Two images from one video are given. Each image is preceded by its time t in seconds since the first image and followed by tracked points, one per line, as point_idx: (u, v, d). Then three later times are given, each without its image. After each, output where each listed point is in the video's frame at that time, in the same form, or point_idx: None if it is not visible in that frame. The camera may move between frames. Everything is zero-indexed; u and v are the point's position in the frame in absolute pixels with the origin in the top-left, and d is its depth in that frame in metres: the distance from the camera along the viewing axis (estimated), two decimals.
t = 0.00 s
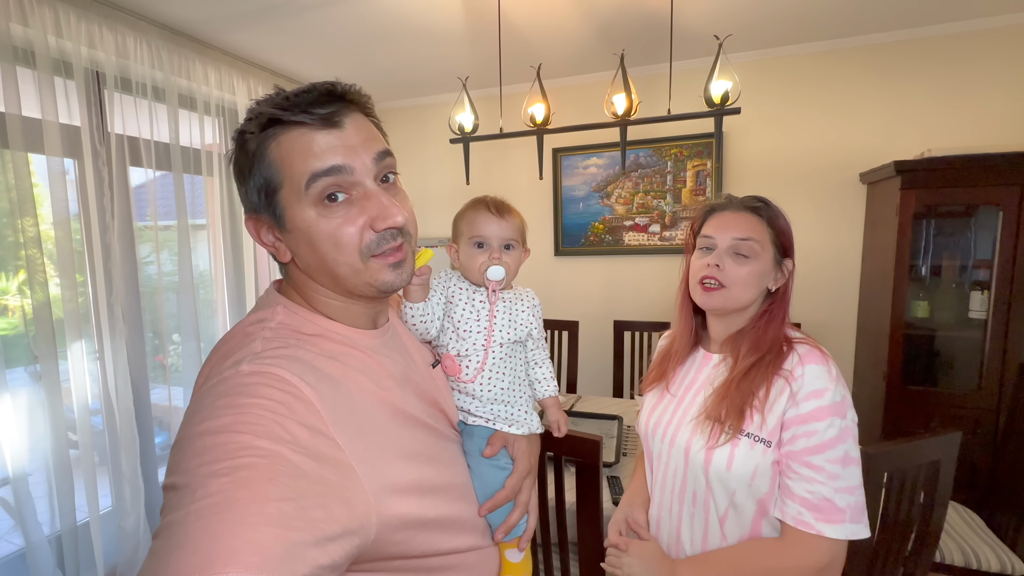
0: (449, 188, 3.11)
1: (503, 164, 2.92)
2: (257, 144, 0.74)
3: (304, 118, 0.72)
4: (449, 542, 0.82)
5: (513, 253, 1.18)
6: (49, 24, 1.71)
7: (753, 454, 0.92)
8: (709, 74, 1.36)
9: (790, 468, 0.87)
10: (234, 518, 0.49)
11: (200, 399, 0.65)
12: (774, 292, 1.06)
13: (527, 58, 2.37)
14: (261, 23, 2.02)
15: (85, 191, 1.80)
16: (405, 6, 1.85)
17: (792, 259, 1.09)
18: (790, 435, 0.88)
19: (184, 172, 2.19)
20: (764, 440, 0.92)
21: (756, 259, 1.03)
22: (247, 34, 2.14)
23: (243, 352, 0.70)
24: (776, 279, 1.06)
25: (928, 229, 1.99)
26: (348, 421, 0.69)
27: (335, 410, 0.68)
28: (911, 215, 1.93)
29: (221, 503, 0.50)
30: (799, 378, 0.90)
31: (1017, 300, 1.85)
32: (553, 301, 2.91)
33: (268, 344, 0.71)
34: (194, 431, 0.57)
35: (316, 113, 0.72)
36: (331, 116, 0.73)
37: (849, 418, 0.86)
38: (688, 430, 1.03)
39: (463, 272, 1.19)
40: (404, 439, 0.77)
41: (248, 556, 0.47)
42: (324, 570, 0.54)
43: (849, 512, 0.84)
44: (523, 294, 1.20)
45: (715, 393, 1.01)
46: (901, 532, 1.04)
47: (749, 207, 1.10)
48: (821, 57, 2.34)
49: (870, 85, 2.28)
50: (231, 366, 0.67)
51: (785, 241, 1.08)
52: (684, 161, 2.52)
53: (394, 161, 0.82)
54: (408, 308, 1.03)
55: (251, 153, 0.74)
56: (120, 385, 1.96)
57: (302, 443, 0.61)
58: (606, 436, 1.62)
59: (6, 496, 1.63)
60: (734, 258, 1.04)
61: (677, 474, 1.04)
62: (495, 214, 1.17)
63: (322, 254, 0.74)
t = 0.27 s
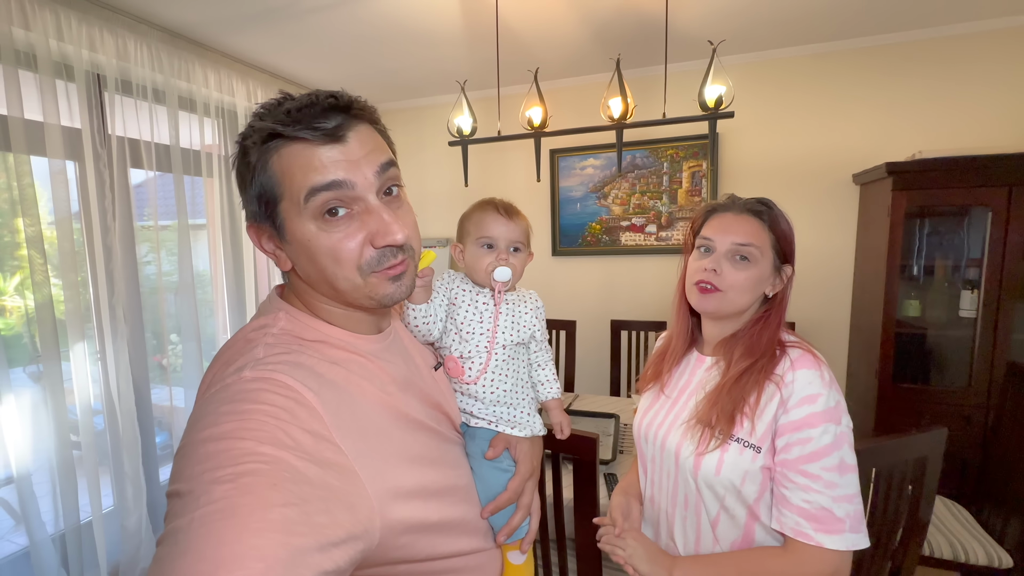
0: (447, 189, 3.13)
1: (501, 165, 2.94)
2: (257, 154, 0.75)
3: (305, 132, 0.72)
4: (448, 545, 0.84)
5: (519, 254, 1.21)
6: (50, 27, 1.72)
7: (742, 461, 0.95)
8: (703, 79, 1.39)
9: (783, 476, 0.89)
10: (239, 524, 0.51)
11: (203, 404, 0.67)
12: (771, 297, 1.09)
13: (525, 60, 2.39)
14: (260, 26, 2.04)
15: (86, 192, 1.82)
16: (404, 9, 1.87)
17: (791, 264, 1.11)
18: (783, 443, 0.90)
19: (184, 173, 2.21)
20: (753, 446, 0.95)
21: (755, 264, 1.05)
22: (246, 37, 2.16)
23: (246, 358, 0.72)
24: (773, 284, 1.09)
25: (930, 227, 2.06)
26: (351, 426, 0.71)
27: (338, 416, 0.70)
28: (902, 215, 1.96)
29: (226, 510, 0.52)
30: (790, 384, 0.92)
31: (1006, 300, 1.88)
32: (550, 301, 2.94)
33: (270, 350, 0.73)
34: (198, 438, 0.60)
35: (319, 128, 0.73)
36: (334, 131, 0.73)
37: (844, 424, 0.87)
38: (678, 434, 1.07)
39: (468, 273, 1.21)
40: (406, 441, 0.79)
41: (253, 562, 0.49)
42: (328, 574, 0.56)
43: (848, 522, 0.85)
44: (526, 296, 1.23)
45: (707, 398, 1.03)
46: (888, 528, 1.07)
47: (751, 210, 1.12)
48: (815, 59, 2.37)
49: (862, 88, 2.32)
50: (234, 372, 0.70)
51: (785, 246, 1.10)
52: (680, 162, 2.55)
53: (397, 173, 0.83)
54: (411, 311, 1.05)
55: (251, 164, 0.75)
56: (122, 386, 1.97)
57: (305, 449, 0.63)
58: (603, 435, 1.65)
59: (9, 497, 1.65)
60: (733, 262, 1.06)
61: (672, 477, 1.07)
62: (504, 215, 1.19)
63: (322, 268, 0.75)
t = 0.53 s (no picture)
0: (446, 189, 3.16)
1: (499, 165, 2.97)
2: (286, 155, 0.74)
3: (341, 143, 0.72)
4: (445, 542, 0.86)
5: (520, 251, 1.24)
6: (55, 30, 1.74)
7: (736, 451, 0.98)
8: (696, 80, 1.42)
9: (777, 468, 0.92)
10: (237, 521, 0.53)
11: (204, 398, 0.69)
12: (759, 292, 1.12)
13: (522, 62, 2.42)
14: (261, 28, 2.07)
15: (90, 192, 1.85)
16: (403, 11, 1.89)
17: (779, 259, 1.14)
18: (776, 435, 0.93)
19: (186, 173, 2.24)
20: (746, 438, 0.97)
21: (740, 260, 1.09)
22: (247, 39, 2.19)
23: (246, 353, 0.74)
24: (761, 279, 1.12)
25: (921, 228, 2.08)
26: (350, 422, 0.73)
27: (338, 412, 0.73)
28: (893, 213, 2.00)
29: (223, 507, 0.53)
30: (781, 378, 0.96)
31: (994, 297, 1.92)
32: (548, 300, 2.97)
33: (270, 345, 0.76)
34: (197, 433, 0.62)
35: (358, 143, 0.73)
36: (373, 148, 0.73)
37: (832, 416, 0.91)
38: (673, 426, 1.09)
39: (467, 268, 1.24)
40: (404, 438, 0.81)
41: (249, 560, 0.51)
42: (326, 571, 0.58)
43: (838, 508, 0.89)
44: (524, 291, 1.26)
45: (701, 392, 1.05)
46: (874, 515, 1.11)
47: (736, 207, 1.15)
48: (808, 60, 2.41)
49: (854, 89, 2.35)
50: (234, 366, 0.72)
51: (772, 243, 1.13)
52: (676, 162, 2.58)
53: (425, 191, 0.83)
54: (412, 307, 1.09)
55: (281, 161, 0.75)
56: (126, 384, 2.00)
57: (303, 445, 0.65)
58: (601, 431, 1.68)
59: (14, 494, 1.67)
60: (719, 259, 1.10)
61: (665, 469, 1.10)
62: (506, 211, 1.23)
63: (337, 275, 0.76)
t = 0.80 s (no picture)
0: (445, 191, 3.20)
1: (497, 169, 3.01)
2: (289, 153, 0.77)
3: (342, 143, 0.76)
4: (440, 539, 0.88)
5: (520, 252, 1.27)
6: (62, 37, 1.78)
7: (722, 438, 1.02)
8: (689, 85, 1.45)
9: (761, 454, 0.96)
10: (235, 517, 0.54)
11: (204, 391, 0.71)
12: (745, 289, 1.16)
13: (520, 67, 2.46)
14: (262, 35, 2.11)
15: (95, 195, 1.88)
16: (402, 17, 1.93)
17: (763, 257, 1.17)
18: (760, 423, 0.96)
19: (189, 176, 2.27)
20: (732, 426, 1.01)
21: (724, 260, 1.12)
22: (250, 45, 2.23)
23: (247, 348, 0.77)
24: (745, 276, 1.15)
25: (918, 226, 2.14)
26: (349, 418, 0.76)
27: (338, 409, 0.75)
28: (884, 215, 2.03)
29: (221, 503, 0.55)
30: (765, 370, 0.99)
31: (982, 297, 1.96)
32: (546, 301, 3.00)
33: (271, 341, 0.78)
34: (197, 427, 0.63)
35: (359, 143, 0.76)
36: (373, 148, 0.77)
37: (813, 406, 0.95)
38: (664, 416, 1.13)
39: (467, 268, 1.27)
40: (400, 435, 0.83)
41: (246, 557, 0.52)
42: (322, 570, 0.59)
43: (817, 491, 0.93)
44: (525, 291, 1.29)
45: (691, 383, 1.09)
46: (864, 509, 1.14)
47: (718, 210, 1.18)
48: (801, 65, 2.45)
49: (846, 93, 2.40)
50: (235, 361, 0.74)
51: (756, 241, 1.16)
52: (672, 165, 2.62)
53: (424, 193, 0.86)
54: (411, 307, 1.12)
55: (281, 159, 0.78)
56: (129, 384, 2.02)
57: (302, 442, 0.67)
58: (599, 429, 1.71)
59: (18, 492, 1.69)
60: (703, 258, 1.14)
61: (656, 455, 1.14)
62: (507, 212, 1.26)
63: (335, 274, 0.78)
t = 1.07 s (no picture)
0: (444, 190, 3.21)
1: (495, 167, 3.03)
2: (341, 142, 0.77)
3: (404, 142, 0.79)
4: (431, 540, 0.90)
5: (520, 256, 1.30)
6: (62, 36, 1.79)
7: (706, 422, 1.05)
8: (684, 86, 1.47)
9: (742, 438, 0.99)
10: (224, 522, 0.56)
11: (195, 392, 0.71)
12: (737, 285, 1.18)
13: (517, 67, 2.48)
14: (262, 34, 2.12)
15: (95, 193, 1.89)
16: (400, 18, 1.94)
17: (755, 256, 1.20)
18: (742, 410, 0.99)
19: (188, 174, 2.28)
20: (716, 412, 1.04)
21: (721, 253, 1.15)
22: (250, 44, 2.24)
23: (239, 348, 0.78)
24: (737, 273, 1.18)
25: (909, 230, 2.14)
26: (340, 419, 0.77)
27: (329, 410, 0.77)
28: (875, 215, 2.06)
29: (210, 507, 0.56)
30: (748, 360, 1.02)
31: (970, 296, 2.00)
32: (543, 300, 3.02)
33: (263, 341, 0.79)
34: (187, 428, 0.64)
35: (426, 150, 0.81)
36: (438, 156, 0.82)
37: (793, 394, 0.97)
38: (655, 402, 1.16)
39: (467, 272, 1.29)
40: (390, 436, 0.85)
41: (235, 562, 0.54)
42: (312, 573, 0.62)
43: (794, 474, 0.96)
44: (525, 296, 1.32)
45: (680, 371, 1.12)
46: (852, 502, 1.17)
47: (717, 208, 1.22)
48: (796, 66, 2.48)
49: (839, 94, 2.42)
50: (226, 362, 0.75)
51: (750, 241, 1.20)
52: (667, 165, 2.64)
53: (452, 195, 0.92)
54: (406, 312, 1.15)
55: (344, 156, 0.76)
56: (129, 381, 2.04)
57: (294, 444, 0.68)
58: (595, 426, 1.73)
59: (20, 488, 1.70)
60: (702, 252, 1.16)
61: (648, 438, 1.18)
62: (504, 215, 1.27)
63: (383, 272, 0.80)
